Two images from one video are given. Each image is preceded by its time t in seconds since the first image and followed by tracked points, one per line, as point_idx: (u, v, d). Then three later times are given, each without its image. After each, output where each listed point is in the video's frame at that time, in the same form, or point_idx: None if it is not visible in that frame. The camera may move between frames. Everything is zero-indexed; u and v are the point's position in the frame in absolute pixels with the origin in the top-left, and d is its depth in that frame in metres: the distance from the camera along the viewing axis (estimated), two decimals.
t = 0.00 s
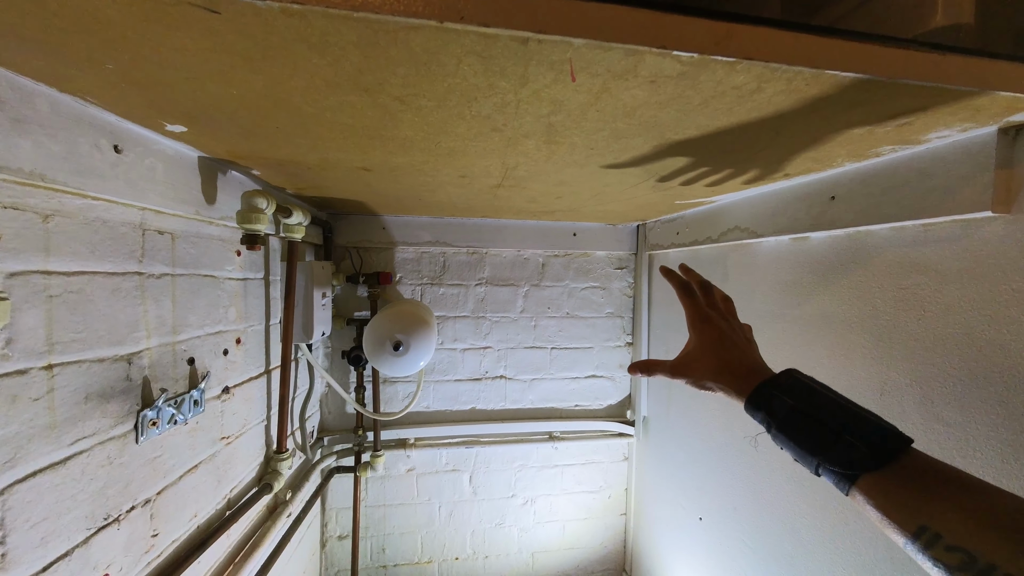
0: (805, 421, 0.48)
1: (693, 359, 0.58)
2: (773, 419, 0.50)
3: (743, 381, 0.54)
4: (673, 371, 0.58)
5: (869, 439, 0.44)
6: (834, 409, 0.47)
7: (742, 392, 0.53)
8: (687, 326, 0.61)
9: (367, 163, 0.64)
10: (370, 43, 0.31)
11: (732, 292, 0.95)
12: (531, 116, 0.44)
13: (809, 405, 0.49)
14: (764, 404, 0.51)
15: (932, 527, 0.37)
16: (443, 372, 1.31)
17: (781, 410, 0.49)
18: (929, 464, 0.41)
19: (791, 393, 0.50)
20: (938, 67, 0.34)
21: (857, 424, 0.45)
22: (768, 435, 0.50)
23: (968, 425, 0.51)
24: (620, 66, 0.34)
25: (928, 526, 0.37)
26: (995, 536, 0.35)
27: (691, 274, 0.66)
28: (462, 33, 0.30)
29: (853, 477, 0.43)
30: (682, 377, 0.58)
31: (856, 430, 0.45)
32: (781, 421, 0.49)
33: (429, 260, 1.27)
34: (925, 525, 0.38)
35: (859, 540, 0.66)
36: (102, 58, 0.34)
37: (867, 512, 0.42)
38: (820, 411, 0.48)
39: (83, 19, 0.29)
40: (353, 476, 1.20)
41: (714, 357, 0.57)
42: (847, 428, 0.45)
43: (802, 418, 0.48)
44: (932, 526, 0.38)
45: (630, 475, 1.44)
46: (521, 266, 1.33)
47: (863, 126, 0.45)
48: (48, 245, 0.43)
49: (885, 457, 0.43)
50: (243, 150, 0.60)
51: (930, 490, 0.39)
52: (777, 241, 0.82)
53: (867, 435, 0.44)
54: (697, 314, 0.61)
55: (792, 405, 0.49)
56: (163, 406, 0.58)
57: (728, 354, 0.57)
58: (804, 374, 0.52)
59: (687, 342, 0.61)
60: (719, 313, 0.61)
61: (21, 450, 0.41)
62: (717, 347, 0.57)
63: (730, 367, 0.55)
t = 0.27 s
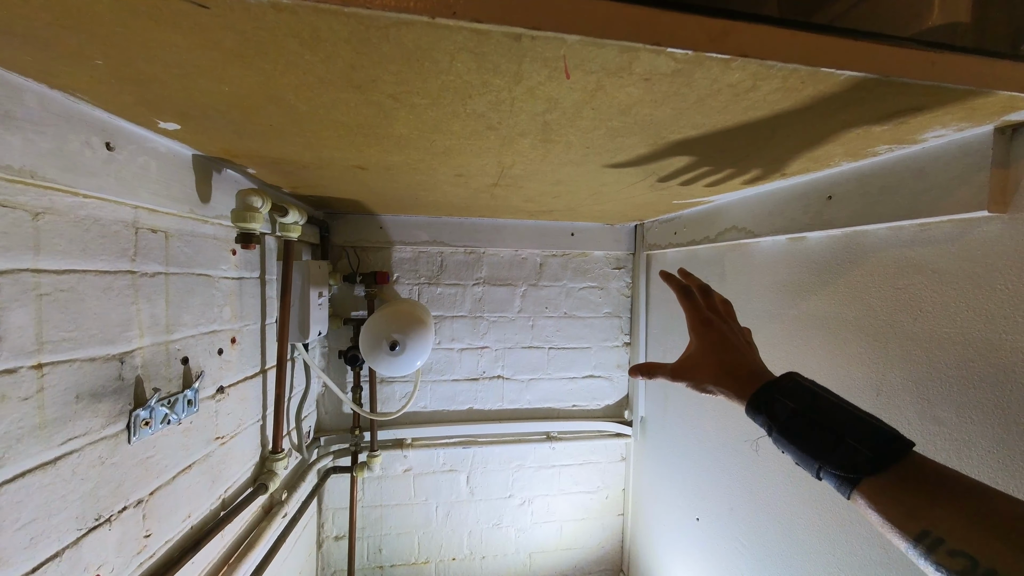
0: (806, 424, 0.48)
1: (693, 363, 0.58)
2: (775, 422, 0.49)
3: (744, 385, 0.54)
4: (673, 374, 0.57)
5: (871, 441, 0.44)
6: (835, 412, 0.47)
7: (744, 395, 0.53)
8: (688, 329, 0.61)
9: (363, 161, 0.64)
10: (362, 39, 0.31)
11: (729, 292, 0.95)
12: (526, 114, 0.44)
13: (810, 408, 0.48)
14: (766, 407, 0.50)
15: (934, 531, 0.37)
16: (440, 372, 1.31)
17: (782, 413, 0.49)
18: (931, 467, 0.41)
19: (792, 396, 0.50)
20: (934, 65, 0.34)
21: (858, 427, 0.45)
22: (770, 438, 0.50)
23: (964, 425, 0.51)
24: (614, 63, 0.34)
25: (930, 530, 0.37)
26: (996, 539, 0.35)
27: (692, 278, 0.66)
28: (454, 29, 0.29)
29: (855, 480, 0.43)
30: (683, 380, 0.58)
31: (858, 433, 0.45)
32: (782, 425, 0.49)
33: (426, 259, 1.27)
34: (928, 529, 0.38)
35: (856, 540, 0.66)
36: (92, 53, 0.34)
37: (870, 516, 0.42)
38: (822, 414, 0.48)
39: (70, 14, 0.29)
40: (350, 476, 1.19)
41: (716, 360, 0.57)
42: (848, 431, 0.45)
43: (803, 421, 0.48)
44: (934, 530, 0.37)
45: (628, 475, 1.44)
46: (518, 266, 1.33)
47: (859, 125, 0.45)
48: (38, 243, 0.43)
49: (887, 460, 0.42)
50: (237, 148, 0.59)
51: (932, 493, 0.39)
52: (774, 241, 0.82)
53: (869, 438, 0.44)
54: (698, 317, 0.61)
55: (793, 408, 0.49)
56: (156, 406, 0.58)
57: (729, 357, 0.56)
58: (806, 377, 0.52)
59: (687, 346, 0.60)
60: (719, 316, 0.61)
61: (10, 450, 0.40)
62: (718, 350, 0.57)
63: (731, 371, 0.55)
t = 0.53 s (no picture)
0: (801, 428, 0.47)
1: (689, 367, 0.57)
2: (769, 426, 0.49)
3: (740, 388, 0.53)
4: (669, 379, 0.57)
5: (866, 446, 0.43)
6: (829, 416, 0.47)
7: (741, 399, 0.53)
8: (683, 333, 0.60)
9: (357, 162, 0.64)
10: (351, 38, 0.30)
11: (727, 293, 0.94)
12: (520, 114, 0.44)
13: (804, 412, 0.48)
14: (760, 411, 0.50)
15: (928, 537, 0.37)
16: (438, 372, 1.30)
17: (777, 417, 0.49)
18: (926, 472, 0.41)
19: (787, 400, 0.49)
20: (932, 66, 0.34)
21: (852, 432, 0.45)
22: (765, 442, 0.50)
23: (962, 429, 0.50)
24: (608, 63, 0.33)
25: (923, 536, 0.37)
26: (989, 544, 0.35)
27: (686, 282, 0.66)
28: (444, 29, 0.29)
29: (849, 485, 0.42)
30: (679, 385, 0.57)
31: (852, 437, 0.44)
32: (776, 429, 0.48)
33: (424, 260, 1.27)
34: (922, 535, 0.37)
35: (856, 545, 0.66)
36: (78, 53, 0.34)
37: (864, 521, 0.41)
38: (816, 417, 0.47)
39: (53, 13, 0.29)
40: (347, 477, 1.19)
41: (712, 364, 0.56)
42: (843, 435, 0.45)
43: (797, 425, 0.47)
44: (928, 536, 0.37)
45: (626, 476, 1.43)
46: (516, 266, 1.33)
47: (856, 126, 0.45)
48: (26, 245, 0.42)
49: (881, 464, 0.42)
50: (230, 148, 0.59)
51: (927, 499, 0.39)
52: (772, 242, 0.81)
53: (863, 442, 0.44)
54: (692, 321, 0.60)
55: (787, 412, 0.49)
56: (149, 408, 0.57)
57: (725, 361, 0.56)
58: (801, 381, 0.52)
59: (683, 349, 0.60)
60: (714, 320, 0.61)
61: None
62: (714, 354, 0.57)
63: (728, 375, 0.55)
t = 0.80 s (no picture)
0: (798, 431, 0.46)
1: (689, 371, 0.56)
2: (766, 429, 0.48)
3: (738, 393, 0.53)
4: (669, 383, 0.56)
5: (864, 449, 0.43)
6: (827, 419, 0.46)
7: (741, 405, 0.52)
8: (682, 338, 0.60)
9: (356, 160, 0.63)
10: (346, 32, 0.30)
11: (729, 293, 0.93)
12: (520, 111, 0.43)
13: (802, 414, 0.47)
14: (758, 414, 0.49)
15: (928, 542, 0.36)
16: (438, 372, 1.30)
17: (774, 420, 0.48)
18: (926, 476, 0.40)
19: (785, 403, 0.49)
20: (942, 61, 0.33)
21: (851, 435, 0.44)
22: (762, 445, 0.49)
23: (968, 431, 0.50)
24: (609, 58, 0.32)
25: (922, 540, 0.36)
26: (990, 550, 0.34)
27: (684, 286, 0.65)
28: (441, 22, 0.28)
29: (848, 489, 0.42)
30: (679, 390, 0.56)
31: (851, 440, 0.44)
32: (774, 432, 0.47)
33: (423, 259, 1.26)
34: (921, 540, 0.36)
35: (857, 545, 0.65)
36: (67, 48, 0.33)
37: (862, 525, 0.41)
38: (814, 420, 0.46)
39: (39, 6, 0.28)
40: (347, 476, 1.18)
41: (713, 368, 0.55)
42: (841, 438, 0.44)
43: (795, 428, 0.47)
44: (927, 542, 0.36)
45: (627, 476, 1.43)
46: (516, 265, 1.32)
47: (863, 123, 0.44)
48: (18, 244, 0.42)
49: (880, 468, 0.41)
50: (226, 146, 0.58)
51: (926, 503, 0.38)
52: (775, 241, 0.80)
53: (862, 446, 0.43)
54: (691, 325, 0.60)
55: (785, 414, 0.48)
56: (145, 408, 0.57)
57: (726, 365, 0.55)
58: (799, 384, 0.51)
59: (682, 354, 0.59)
60: (713, 324, 0.60)
61: None
62: (715, 358, 0.56)
63: (729, 378, 0.54)
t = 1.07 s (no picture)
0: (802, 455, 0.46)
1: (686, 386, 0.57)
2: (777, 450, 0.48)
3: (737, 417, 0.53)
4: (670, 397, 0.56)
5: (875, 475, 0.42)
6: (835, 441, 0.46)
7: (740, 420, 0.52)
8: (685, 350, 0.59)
9: (359, 155, 0.63)
10: (352, 21, 0.29)
11: (733, 290, 0.93)
12: (526, 104, 0.42)
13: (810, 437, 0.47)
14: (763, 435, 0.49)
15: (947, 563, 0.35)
16: (440, 369, 1.30)
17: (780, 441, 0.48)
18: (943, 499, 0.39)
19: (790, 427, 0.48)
20: (957, 51, 0.32)
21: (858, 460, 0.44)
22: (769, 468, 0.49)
23: (977, 428, 0.49)
24: (618, 49, 0.32)
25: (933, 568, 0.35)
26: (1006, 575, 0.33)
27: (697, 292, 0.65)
28: (449, 11, 0.28)
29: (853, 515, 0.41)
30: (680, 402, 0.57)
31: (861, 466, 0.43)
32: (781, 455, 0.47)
33: (426, 255, 1.26)
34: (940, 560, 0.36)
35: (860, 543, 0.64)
36: (70, 39, 0.33)
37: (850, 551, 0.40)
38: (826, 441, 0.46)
39: None
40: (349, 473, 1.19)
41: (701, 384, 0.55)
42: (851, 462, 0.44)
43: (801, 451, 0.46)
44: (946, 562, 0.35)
45: (629, 474, 1.43)
46: (519, 262, 1.32)
47: (873, 116, 0.43)
48: (20, 237, 0.41)
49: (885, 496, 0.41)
50: (229, 140, 0.58)
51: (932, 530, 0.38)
52: (779, 238, 0.80)
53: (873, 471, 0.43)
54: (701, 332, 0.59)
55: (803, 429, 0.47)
56: (148, 404, 0.57)
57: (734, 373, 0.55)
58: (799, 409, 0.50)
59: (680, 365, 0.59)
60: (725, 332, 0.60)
61: None
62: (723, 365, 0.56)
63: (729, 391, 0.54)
